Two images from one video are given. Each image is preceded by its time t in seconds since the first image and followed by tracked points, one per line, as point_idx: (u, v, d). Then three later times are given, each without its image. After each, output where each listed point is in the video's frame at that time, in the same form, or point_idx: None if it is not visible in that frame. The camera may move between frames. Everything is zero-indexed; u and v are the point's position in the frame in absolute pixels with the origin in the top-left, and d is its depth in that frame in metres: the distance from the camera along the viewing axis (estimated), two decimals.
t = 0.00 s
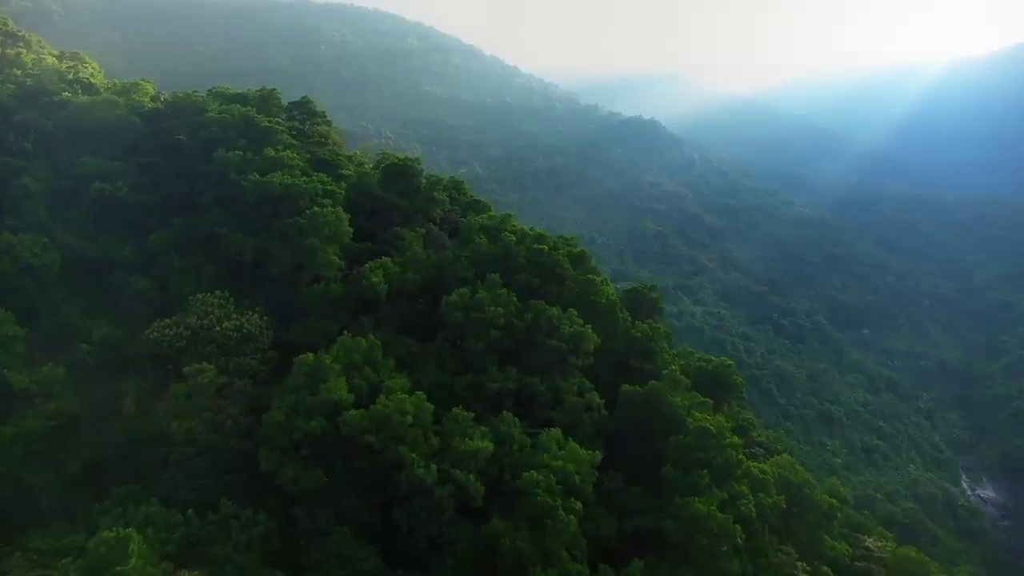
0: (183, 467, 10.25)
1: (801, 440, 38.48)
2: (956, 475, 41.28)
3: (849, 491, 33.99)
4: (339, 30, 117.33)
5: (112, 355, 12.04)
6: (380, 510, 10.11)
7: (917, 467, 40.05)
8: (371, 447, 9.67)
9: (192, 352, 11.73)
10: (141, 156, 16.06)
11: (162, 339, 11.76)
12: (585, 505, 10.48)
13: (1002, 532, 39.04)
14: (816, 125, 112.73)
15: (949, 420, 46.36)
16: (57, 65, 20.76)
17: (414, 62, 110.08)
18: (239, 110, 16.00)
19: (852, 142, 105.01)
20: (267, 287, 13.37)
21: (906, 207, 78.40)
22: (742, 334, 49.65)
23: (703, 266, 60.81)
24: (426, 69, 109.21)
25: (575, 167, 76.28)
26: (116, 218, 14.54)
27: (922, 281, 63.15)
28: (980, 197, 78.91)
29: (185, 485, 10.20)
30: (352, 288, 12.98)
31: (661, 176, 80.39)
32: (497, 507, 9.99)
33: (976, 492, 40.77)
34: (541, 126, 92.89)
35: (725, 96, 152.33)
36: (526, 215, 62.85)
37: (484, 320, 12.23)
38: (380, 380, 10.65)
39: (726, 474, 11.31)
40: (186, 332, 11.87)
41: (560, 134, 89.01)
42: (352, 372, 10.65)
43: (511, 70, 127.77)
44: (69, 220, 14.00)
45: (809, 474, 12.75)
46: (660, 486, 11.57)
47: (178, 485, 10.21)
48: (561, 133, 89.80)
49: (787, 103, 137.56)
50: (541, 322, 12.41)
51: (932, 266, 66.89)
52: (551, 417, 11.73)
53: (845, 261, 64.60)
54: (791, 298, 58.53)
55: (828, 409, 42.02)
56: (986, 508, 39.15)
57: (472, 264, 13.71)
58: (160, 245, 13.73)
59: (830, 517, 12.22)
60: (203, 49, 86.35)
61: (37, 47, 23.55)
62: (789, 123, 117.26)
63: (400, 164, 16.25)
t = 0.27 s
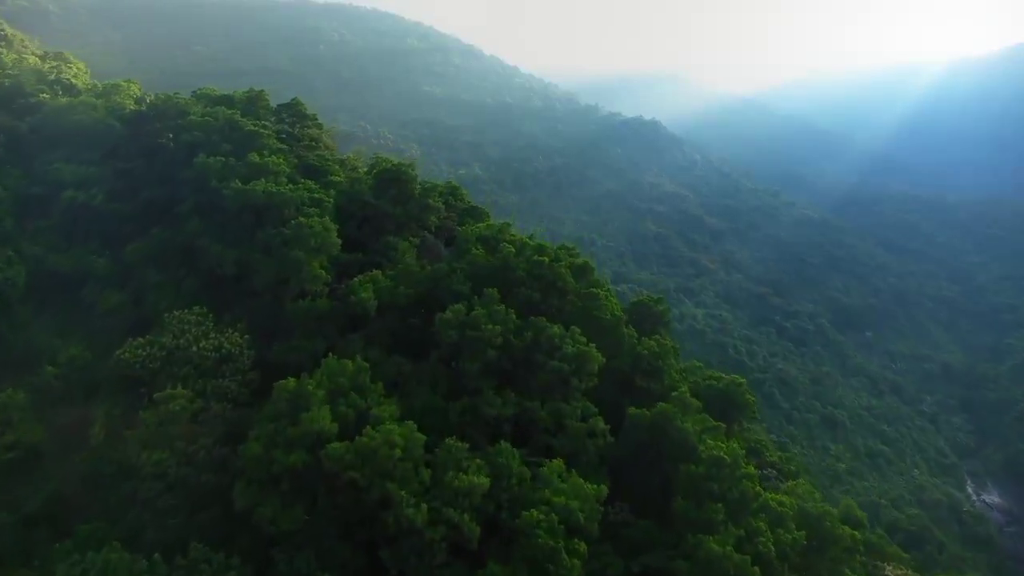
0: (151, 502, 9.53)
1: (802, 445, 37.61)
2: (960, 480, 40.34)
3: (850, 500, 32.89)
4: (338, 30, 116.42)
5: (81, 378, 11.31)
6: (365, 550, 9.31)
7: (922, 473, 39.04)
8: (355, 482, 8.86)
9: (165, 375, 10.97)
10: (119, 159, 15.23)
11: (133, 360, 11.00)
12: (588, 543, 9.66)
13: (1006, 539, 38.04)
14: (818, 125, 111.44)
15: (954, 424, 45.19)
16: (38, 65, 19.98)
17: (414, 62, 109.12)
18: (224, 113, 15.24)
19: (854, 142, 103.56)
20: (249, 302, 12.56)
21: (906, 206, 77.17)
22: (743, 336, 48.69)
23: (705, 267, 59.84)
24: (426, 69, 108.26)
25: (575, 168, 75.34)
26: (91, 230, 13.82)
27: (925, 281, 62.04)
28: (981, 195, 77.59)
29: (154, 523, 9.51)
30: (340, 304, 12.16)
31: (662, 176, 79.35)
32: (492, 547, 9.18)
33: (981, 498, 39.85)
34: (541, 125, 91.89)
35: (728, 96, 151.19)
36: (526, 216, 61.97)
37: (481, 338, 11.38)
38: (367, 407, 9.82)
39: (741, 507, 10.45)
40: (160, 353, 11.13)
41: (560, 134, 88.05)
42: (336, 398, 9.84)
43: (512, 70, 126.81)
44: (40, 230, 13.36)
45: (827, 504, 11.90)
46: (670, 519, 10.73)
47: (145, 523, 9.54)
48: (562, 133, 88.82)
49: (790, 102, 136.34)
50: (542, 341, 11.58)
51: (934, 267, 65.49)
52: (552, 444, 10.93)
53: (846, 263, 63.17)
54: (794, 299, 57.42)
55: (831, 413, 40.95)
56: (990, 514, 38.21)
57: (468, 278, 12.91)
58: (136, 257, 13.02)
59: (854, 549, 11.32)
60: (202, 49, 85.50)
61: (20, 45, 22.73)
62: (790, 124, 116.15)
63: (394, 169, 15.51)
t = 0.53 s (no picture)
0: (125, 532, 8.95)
1: (805, 448, 36.94)
2: (965, 483, 39.88)
3: (853, 505, 32.32)
4: (337, 30, 115.66)
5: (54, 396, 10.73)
6: None
7: (926, 476, 38.38)
8: (341, 513, 8.26)
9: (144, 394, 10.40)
10: (103, 163, 14.63)
11: (109, 377, 10.41)
12: None
13: (1009, 544, 37.34)
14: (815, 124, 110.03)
15: (956, 427, 44.33)
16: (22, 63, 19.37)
17: (413, 63, 108.39)
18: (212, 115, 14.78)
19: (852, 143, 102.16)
20: (234, 315, 11.95)
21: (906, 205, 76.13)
22: (745, 338, 47.97)
23: (706, 269, 59.08)
24: (426, 69, 107.57)
25: (576, 168, 74.67)
26: (70, 237, 13.26)
27: (928, 282, 61.27)
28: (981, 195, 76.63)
29: (127, 558, 8.93)
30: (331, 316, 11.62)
31: (662, 176, 78.32)
32: None
33: (985, 501, 39.77)
34: (540, 125, 91.15)
35: (728, 95, 150.38)
36: (526, 217, 61.23)
37: (478, 353, 10.80)
38: (357, 430, 9.24)
39: (752, 536, 9.89)
40: (139, 370, 10.51)
41: (560, 134, 87.37)
42: (323, 418, 9.26)
43: (511, 69, 126.17)
44: (18, 238, 12.75)
45: (844, 530, 11.28)
46: (679, 547, 10.13)
47: (118, 557, 8.94)
48: (562, 133, 88.05)
49: (791, 101, 135.41)
50: (542, 356, 11.02)
51: (936, 268, 64.56)
52: (553, 469, 10.31)
53: (847, 263, 61.82)
54: (796, 301, 56.45)
55: (833, 416, 40.36)
56: (994, 518, 38.20)
57: (465, 289, 12.36)
58: (117, 265, 12.39)
59: None
60: (200, 49, 84.80)
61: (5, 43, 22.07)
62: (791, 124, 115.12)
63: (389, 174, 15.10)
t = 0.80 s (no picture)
0: None
1: (808, 452, 35.88)
2: (970, 487, 38.90)
3: (856, 512, 31.30)
4: (335, 29, 114.71)
5: (16, 426, 9.99)
6: None
7: (931, 481, 37.39)
8: (319, 564, 7.46)
9: (110, 423, 9.59)
10: (77, 168, 13.80)
11: (74, 406, 9.60)
12: None
13: (1016, 549, 36.25)
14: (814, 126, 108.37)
15: (961, 431, 43.22)
16: None
17: (413, 63, 107.46)
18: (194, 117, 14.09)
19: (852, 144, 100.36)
20: (210, 332, 11.15)
21: (905, 205, 74.70)
22: (747, 341, 46.74)
23: (707, 271, 57.85)
24: (425, 69, 106.63)
25: (577, 169, 73.80)
26: (40, 250, 12.52)
27: (931, 284, 60.16)
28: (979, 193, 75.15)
29: None
30: (315, 337, 10.84)
31: (664, 178, 76.71)
32: None
33: (990, 507, 38.41)
34: (540, 125, 90.16)
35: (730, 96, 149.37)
36: (526, 218, 60.28)
37: (473, 378, 10.00)
38: (339, 467, 8.46)
39: None
40: (104, 397, 9.69)
41: (560, 134, 86.46)
42: (302, 454, 8.46)
43: (511, 69, 125.24)
44: None
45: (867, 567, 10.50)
46: None
47: None
48: (562, 133, 87.09)
49: (792, 101, 134.21)
50: (543, 381, 10.23)
51: (939, 268, 63.31)
52: (555, 505, 9.52)
53: (851, 265, 60.85)
54: (799, 303, 55.29)
55: (837, 420, 39.16)
56: (1000, 523, 36.88)
57: (460, 306, 11.59)
58: (87, 280, 11.64)
59: None
60: (199, 49, 84.00)
61: None
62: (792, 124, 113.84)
63: (381, 182, 14.49)
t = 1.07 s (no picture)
0: None
1: (810, 458, 34.45)
2: (974, 493, 37.47)
3: (858, 519, 30.10)
4: (333, 29, 113.42)
5: None
6: None
7: (936, 486, 36.10)
8: None
9: (70, 459, 8.73)
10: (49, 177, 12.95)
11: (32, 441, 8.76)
12: None
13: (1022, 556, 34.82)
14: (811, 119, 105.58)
15: (966, 435, 41.95)
16: None
17: (413, 63, 106.17)
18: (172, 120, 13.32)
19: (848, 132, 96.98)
20: (184, 354, 10.39)
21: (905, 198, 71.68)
22: (748, 345, 44.50)
23: (708, 272, 55.54)
24: (425, 70, 105.33)
25: (578, 171, 72.50)
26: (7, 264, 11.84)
27: (934, 284, 58.01)
28: (983, 172, 73.10)
29: None
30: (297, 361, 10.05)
31: (665, 180, 74.58)
32: None
33: (995, 513, 37.12)
34: (540, 125, 88.88)
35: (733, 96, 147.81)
36: (525, 220, 59.19)
37: (467, 407, 9.16)
38: (319, 513, 7.72)
39: None
40: (65, 429, 8.82)
41: (560, 135, 85.33)
42: (277, 499, 7.68)
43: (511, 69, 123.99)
44: None
45: None
46: None
47: None
48: (563, 134, 85.81)
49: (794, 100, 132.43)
50: (543, 410, 9.40)
51: (944, 264, 61.44)
52: (557, 547, 8.73)
53: (852, 265, 58.67)
54: (799, 306, 53.09)
55: (841, 425, 37.51)
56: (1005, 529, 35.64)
57: (453, 325, 10.81)
58: (53, 297, 10.90)
59: None
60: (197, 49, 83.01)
61: None
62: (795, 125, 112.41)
63: (371, 190, 13.70)
